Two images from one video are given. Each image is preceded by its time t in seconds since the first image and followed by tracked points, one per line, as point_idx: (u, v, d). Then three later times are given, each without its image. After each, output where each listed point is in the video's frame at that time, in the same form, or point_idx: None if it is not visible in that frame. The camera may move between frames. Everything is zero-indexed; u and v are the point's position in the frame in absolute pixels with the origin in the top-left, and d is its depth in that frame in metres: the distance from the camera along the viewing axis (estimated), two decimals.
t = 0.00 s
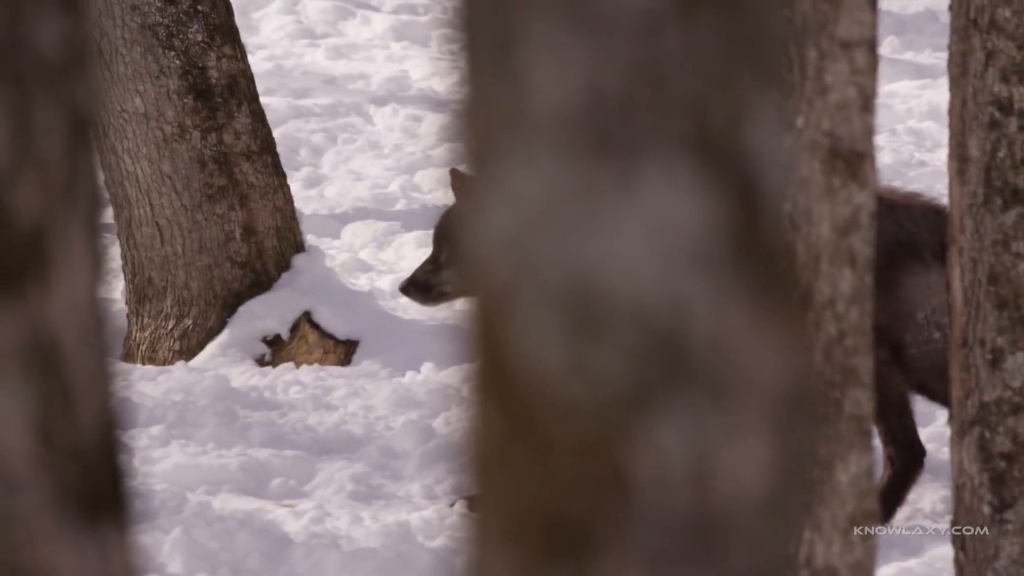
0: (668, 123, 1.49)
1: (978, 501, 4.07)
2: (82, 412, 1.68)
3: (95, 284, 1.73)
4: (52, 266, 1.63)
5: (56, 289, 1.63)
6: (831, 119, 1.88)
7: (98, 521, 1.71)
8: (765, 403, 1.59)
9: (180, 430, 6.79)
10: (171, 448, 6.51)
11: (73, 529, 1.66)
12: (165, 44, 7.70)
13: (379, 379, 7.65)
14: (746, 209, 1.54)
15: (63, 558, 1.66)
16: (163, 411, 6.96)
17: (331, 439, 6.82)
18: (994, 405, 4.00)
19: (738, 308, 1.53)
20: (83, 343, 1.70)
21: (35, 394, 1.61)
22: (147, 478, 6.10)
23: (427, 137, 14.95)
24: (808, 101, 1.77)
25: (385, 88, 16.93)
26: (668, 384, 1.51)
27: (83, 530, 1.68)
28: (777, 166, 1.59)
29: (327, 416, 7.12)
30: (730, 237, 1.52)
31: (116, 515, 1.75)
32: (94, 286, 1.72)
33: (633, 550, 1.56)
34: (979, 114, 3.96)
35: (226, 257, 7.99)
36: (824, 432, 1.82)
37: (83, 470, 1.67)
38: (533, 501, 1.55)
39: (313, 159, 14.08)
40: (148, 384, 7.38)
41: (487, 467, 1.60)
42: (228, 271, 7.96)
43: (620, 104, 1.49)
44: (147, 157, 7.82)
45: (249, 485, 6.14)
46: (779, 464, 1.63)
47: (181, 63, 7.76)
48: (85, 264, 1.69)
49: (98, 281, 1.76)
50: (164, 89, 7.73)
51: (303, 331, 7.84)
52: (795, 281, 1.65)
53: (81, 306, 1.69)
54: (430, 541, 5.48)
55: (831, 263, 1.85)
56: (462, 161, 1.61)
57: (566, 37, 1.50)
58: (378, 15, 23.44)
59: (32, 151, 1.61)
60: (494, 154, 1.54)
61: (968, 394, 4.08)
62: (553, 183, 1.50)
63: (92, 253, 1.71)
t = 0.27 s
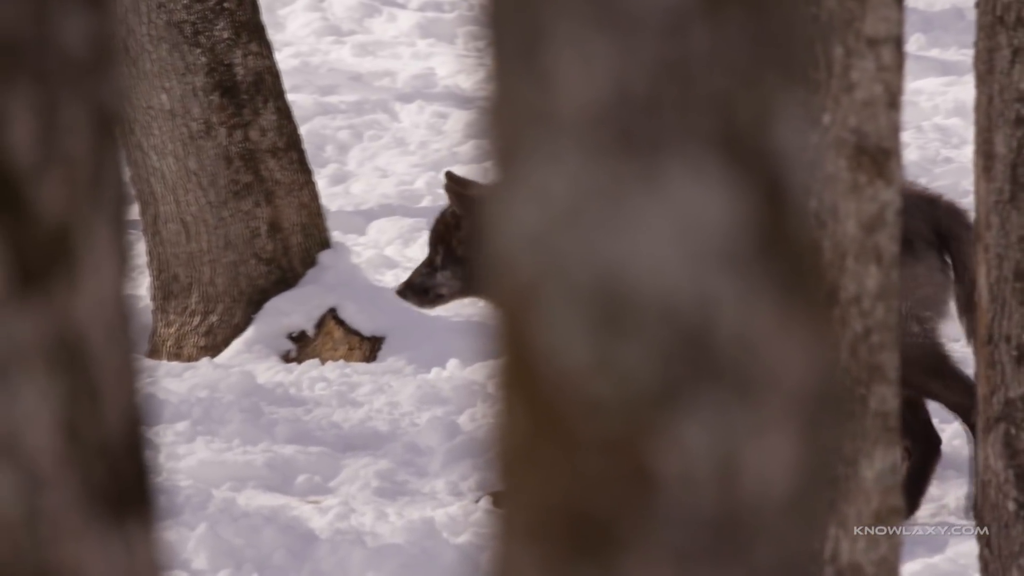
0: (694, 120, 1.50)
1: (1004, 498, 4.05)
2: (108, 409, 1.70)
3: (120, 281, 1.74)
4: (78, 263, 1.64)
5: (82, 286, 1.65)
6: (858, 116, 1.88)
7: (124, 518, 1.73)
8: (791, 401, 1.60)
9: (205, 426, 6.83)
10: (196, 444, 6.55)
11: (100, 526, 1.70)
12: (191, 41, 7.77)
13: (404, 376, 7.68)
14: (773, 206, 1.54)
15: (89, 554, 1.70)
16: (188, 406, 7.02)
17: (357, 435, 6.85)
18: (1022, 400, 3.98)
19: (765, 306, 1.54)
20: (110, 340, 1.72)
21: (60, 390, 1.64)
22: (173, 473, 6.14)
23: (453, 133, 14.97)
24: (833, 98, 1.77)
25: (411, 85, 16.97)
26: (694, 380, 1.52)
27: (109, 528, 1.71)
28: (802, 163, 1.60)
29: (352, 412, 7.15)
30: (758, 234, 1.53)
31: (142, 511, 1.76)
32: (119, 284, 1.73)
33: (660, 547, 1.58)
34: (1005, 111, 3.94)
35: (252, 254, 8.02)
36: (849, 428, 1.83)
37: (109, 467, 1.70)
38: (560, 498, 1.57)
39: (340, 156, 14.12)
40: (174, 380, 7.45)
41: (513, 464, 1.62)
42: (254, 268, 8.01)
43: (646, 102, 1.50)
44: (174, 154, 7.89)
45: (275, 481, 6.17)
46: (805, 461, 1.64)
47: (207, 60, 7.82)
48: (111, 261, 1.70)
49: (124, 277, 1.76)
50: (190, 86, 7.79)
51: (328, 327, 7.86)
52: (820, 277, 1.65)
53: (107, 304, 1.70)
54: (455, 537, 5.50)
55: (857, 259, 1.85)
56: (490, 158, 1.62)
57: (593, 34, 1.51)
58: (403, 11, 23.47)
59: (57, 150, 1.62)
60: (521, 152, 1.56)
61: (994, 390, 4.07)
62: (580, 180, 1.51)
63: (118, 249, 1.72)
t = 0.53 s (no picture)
0: (712, 125, 1.50)
1: None
2: (125, 415, 1.71)
3: (138, 287, 1.75)
4: (96, 268, 1.65)
5: (99, 291, 1.66)
6: (876, 122, 1.88)
7: (141, 524, 1.75)
8: (809, 405, 1.60)
9: (224, 432, 6.85)
10: (215, 450, 6.57)
11: (117, 531, 1.71)
12: (209, 47, 7.80)
13: (423, 382, 7.69)
14: (791, 210, 1.54)
15: (107, 560, 1.71)
16: (207, 413, 7.04)
17: (376, 442, 6.87)
18: None
19: (783, 311, 1.54)
20: (128, 347, 1.72)
21: (79, 395, 1.65)
22: (192, 479, 6.16)
23: (471, 139, 14.96)
24: (852, 103, 1.77)
25: (429, 92, 17.01)
26: (712, 386, 1.53)
27: (126, 534, 1.72)
28: (820, 167, 1.59)
29: (370, 419, 7.16)
30: (776, 239, 1.53)
31: (158, 518, 1.78)
32: (138, 290, 1.75)
33: (679, 552, 1.58)
34: None
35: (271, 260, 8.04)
36: (868, 435, 1.82)
37: (127, 472, 1.71)
38: (579, 503, 1.58)
39: (357, 162, 14.14)
40: (193, 386, 7.48)
41: (532, 471, 1.62)
42: (272, 274, 8.01)
43: (663, 107, 1.51)
44: (192, 160, 7.90)
45: (294, 487, 6.18)
46: (823, 465, 1.64)
47: (226, 66, 7.85)
48: (129, 266, 1.71)
49: (142, 284, 1.78)
50: (208, 92, 7.82)
51: (347, 333, 7.86)
52: (839, 282, 1.65)
53: (125, 310, 1.71)
54: (474, 543, 5.50)
55: (874, 265, 1.85)
56: (507, 163, 1.63)
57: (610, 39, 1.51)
58: (422, 18, 23.53)
59: (75, 154, 1.63)
60: (538, 158, 1.56)
61: (1013, 397, 4.04)
62: (598, 186, 1.52)
63: (136, 255, 1.73)
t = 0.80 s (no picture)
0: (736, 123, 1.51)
1: None
2: (150, 410, 1.74)
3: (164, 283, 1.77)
4: (121, 263, 1.68)
5: (123, 288, 1.68)
6: (899, 118, 1.89)
7: (165, 520, 1.77)
8: (832, 402, 1.61)
9: (247, 428, 6.89)
10: (238, 446, 6.62)
11: (142, 527, 1.74)
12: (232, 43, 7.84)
13: (447, 377, 7.71)
14: (814, 208, 1.55)
15: (131, 554, 1.74)
16: (231, 409, 7.08)
17: (399, 437, 6.89)
18: None
19: (806, 308, 1.56)
20: (152, 343, 1.74)
21: (104, 391, 1.67)
22: (215, 475, 6.21)
23: (494, 135, 14.95)
24: (875, 100, 1.78)
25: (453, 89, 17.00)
26: (735, 382, 1.54)
27: (151, 529, 1.75)
28: (843, 165, 1.60)
29: (394, 414, 7.19)
30: (800, 236, 1.54)
31: (183, 513, 1.80)
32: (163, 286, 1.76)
33: (702, 548, 1.60)
34: None
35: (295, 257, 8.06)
36: (892, 431, 1.83)
37: (151, 470, 1.74)
38: (602, 499, 1.59)
39: (380, 158, 14.16)
40: (217, 382, 7.53)
41: (557, 467, 1.64)
42: (295, 270, 8.04)
43: (687, 105, 1.52)
44: (215, 156, 7.95)
45: (317, 482, 6.21)
46: (846, 462, 1.65)
47: (249, 62, 7.88)
48: (153, 263, 1.73)
49: (167, 279, 1.80)
50: (231, 88, 7.86)
51: (370, 329, 7.88)
52: (861, 279, 1.66)
53: (150, 308, 1.73)
54: (496, 539, 5.52)
55: (898, 262, 1.86)
56: (532, 161, 1.64)
57: (635, 37, 1.53)
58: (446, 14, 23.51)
59: (100, 151, 1.65)
60: (563, 157, 1.58)
61: None
62: (622, 183, 1.53)
63: (160, 252, 1.75)
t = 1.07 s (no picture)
0: (757, 123, 1.52)
1: None
2: (170, 412, 1.75)
3: (184, 284, 1.78)
4: (140, 265, 1.69)
5: (144, 289, 1.70)
6: (919, 119, 1.89)
7: (186, 521, 1.79)
8: (851, 402, 1.63)
9: (268, 429, 6.91)
10: (258, 447, 6.63)
11: (162, 528, 1.75)
12: (253, 44, 7.88)
13: (467, 379, 7.72)
14: (833, 209, 1.57)
15: (154, 556, 1.76)
16: (251, 410, 7.10)
17: (419, 439, 6.90)
18: None
19: (826, 309, 1.57)
20: (173, 345, 1.76)
21: (124, 392, 1.69)
22: (235, 476, 6.22)
23: (513, 137, 14.96)
24: (895, 100, 1.78)
25: (472, 90, 17.00)
26: (757, 383, 1.55)
27: (171, 530, 1.77)
28: (863, 167, 1.62)
29: (414, 416, 7.21)
30: (819, 238, 1.55)
31: (204, 515, 1.82)
32: (183, 287, 1.78)
33: (723, 549, 1.60)
34: None
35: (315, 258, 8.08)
36: (913, 432, 1.84)
37: (172, 471, 1.75)
38: (624, 501, 1.59)
39: (400, 160, 14.18)
40: (238, 382, 7.55)
41: (577, 469, 1.63)
42: (316, 271, 8.06)
43: (708, 105, 1.52)
44: (236, 158, 7.96)
45: (337, 484, 6.23)
46: (865, 461, 1.67)
47: (269, 63, 7.92)
48: (173, 264, 1.74)
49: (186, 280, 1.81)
50: (251, 89, 7.89)
51: (390, 331, 7.90)
52: (882, 281, 1.68)
53: (170, 309, 1.75)
54: (517, 540, 5.53)
55: (918, 262, 1.86)
56: (552, 163, 1.64)
57: (654, 36, 1.52)
58: (465, 15, 23.52)
59: (119, 151, 1.66)
60: (583, 157, 1.57)
61: None
62: (642, 183, 1.53)
63: (180, 253, 1.77)
